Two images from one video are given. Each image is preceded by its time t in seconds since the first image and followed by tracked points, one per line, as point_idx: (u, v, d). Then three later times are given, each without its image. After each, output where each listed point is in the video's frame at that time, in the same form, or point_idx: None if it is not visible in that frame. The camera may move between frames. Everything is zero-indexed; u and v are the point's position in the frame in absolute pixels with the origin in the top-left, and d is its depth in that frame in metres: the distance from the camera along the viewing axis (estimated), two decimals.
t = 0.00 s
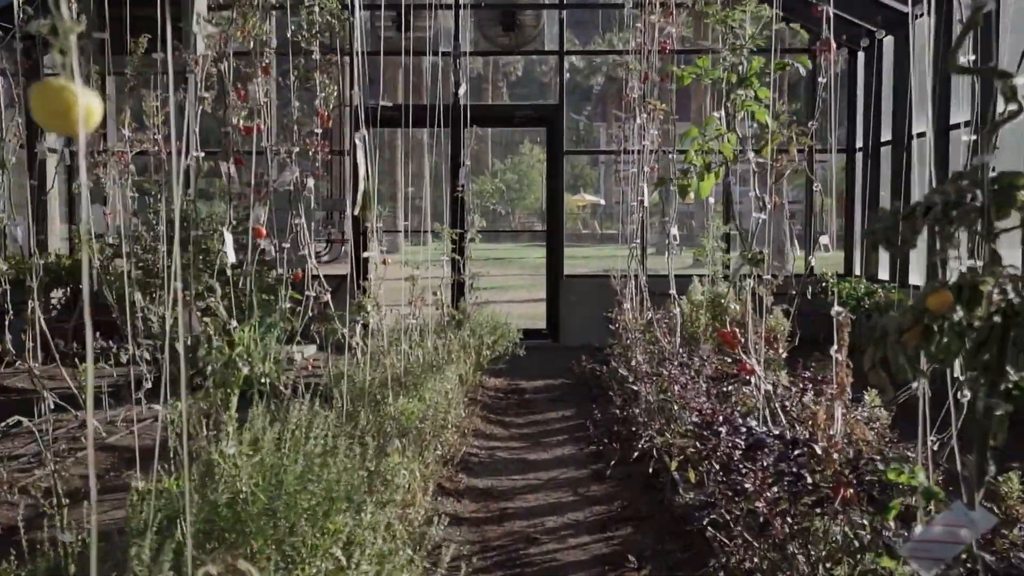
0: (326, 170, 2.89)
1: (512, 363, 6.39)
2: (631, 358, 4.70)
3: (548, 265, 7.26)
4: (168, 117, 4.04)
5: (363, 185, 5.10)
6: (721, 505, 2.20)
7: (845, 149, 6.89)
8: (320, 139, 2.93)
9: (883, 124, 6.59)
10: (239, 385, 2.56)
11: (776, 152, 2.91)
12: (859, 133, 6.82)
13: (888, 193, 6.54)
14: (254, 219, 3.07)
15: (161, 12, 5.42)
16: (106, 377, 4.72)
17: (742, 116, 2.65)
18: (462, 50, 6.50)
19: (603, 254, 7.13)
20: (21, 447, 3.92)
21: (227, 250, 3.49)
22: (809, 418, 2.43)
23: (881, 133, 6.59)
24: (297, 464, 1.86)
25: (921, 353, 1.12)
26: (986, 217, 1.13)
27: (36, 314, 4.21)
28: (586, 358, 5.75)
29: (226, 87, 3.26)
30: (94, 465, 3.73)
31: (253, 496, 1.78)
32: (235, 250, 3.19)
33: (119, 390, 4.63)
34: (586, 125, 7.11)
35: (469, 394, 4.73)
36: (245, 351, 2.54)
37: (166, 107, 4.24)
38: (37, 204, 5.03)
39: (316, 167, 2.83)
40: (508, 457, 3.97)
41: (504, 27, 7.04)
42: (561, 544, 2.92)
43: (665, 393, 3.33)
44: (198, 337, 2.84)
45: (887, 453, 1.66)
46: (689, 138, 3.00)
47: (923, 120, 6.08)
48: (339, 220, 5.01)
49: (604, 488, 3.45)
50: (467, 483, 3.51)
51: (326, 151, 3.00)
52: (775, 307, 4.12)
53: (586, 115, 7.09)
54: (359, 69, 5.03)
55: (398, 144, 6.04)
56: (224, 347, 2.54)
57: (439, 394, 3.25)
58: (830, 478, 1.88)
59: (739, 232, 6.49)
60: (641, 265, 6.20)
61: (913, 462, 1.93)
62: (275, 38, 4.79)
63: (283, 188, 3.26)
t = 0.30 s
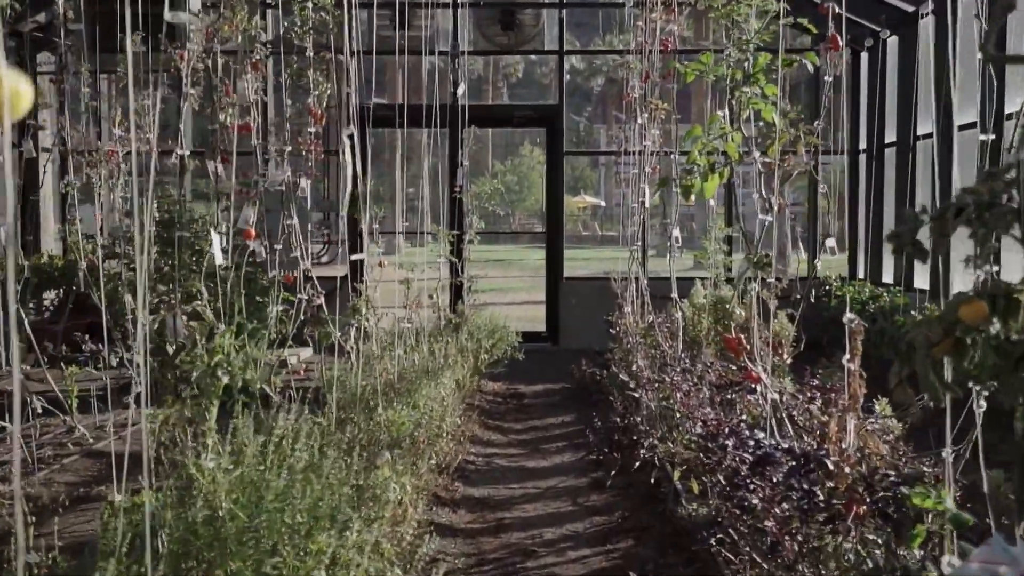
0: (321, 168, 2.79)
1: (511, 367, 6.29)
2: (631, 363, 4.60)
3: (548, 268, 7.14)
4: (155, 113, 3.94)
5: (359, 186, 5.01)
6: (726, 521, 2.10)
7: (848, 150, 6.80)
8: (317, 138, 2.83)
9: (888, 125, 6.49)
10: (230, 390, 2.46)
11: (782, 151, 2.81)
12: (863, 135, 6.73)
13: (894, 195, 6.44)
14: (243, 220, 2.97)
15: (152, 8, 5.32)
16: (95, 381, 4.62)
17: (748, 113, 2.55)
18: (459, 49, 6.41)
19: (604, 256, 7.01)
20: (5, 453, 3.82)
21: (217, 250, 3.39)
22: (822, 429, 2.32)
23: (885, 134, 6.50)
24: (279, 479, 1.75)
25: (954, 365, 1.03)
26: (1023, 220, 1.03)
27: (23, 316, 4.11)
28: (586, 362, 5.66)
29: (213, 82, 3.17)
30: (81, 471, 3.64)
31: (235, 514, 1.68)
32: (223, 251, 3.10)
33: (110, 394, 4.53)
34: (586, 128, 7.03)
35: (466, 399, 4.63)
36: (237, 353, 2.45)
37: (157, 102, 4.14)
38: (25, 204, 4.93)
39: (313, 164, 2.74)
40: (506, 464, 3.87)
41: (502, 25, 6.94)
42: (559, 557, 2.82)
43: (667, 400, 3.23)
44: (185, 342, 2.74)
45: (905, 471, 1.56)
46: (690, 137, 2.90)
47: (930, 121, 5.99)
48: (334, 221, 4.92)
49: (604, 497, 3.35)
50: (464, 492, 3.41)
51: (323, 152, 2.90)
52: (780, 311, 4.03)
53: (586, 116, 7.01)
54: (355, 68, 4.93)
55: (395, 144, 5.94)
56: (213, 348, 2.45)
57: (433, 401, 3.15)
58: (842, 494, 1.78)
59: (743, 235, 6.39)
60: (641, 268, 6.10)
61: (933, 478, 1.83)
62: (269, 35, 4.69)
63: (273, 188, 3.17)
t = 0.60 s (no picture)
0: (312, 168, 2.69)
1: (509, 372, 6.19)
2: (631, 369, 4.49)
3: (547, 271, 7.04)
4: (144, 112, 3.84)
5: (354, 185, 4.91)
6: (733, 541, 2.00)
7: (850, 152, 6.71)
8: (308, 138, 2.73)
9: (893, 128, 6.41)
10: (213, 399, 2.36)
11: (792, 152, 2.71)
12: (867, 138, 6.63)
13: (898, 199, 6.34)
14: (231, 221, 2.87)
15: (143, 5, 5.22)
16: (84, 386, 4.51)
17: (757, 111, 2.44)
18: (456, 49, 6.32)
19: (604, 258, 6.94)
20: None
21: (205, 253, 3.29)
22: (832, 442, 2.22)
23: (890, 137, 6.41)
24: (261, 498, 1.65)
25: (998, 385, 0.93)
26: None
27: (7, 320, 4.00)
28: (586, 368, 5.56)
29: (201, 79, 3.07)
30: (63, 479, 3.53)
31: (213, 536, 1.58)
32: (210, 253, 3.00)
33: (99, 400, 4.43)
34: (585, 129, 6.94)
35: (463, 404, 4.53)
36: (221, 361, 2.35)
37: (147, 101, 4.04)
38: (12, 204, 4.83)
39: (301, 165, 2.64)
40: (503, 473, 3.77)
41: (501, 25, 6.84)
42: (559, 572, 2.71)
43: (670, 410, 3.13)
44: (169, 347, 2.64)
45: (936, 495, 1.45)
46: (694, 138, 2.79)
47: (935, 123, 5.89)
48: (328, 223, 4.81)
49: (605, 508, 3.25)
50: (459, 503, 3.31)
51: (313, 152, 2.80)
52: (785, 317, 3.93)
53: (586, 117, 6.92)
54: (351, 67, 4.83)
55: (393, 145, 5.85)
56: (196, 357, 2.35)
57: (428, 409, 3.05)
58: (858, 513, 1.69)
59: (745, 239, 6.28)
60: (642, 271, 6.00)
61: (954, 497, 1.73)
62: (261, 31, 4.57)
63: (263, 189, 3.07)
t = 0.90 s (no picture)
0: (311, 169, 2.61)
1: (506, 376, 6.10)
2: (631, 375, 4.41)
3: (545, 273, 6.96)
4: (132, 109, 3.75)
5: (351, 186, 4.83)
6: (740, 561, 1.91)
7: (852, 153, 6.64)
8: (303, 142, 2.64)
9: (896, 129, 6.34)
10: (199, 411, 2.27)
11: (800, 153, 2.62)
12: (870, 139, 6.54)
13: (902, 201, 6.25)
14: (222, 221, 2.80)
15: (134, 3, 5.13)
16: (72, 391, 4.42)
17: (766, 112, 2.36)
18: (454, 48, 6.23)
19: (603, 259, 6.89)
20: None
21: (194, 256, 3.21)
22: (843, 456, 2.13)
23: (894, 138, 6.33)
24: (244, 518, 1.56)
25: None
26: None
27: None
28: (585, 372, 5.48)
29: (188, 77, 2.99)
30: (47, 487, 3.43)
31: (194, 560, 1.49)
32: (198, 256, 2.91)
33: (86, 405, 4.33)
34: (584, 130, 6.86)
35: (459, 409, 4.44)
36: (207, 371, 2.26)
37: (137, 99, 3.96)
38: None
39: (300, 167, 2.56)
40: (500, 481, 3.68)
41: (500, 24, 6.75)
42: None
43: (672, 418, 3.04)
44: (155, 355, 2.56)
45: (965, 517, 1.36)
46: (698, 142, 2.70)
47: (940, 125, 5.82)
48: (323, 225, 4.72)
49: (604, 518, 3.16)
50: (456, 513, 3.21)
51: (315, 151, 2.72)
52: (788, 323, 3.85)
53: (584, 118, 6.85)
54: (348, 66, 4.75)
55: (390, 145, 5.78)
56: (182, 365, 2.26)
57: (424, 416, 2.96)
58: (875, 535, 1.60)
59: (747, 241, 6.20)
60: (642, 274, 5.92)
61: (975, 516, 1.65)
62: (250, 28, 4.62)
63: (254, 191, 2.99)
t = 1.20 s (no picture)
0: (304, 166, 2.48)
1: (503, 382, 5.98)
2: (632, 381, 4.30)
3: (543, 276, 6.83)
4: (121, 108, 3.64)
5: (344, 189, 4.72)
6: None
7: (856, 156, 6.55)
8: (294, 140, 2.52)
9: (901, 132, 6.24)
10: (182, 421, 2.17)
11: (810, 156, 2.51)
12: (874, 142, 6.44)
13: (907, 206, 6.16)
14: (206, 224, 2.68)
15: None
16: (59, 396, 4.31)
17: (777, 111, 2.24)
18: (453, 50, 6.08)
19: (600, 262, 6.80)
20: None
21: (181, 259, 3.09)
22: (858, 472, 2.02)
23: (899, 141, 6.24)
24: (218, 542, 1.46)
25: None
26: None
27: None
28: (583, 378, 5.37)
29: (172, 74, 2.88)
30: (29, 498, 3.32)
31: None
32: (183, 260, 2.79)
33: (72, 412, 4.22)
34: (582, 133, 6.75)
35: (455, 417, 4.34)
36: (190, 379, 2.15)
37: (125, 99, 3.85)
38: None
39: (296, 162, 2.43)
40: (497, 491, 3.57)
41: (497, 24, 6.63)
42: None
43: (675, 428, 2.93)
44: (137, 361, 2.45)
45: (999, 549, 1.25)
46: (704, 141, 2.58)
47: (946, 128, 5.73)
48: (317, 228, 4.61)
49: (605, 532, 3.04)
50: (451, 526, 3.10)
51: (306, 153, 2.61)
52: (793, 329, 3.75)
53: (582, 120, 6.73)
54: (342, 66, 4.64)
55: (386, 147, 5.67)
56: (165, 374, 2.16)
57: (417, 426, 2.85)
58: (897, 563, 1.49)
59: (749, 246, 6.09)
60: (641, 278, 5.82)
61: (1004, 542, 1.54)
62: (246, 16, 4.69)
63: (242, 192, 2.87)
